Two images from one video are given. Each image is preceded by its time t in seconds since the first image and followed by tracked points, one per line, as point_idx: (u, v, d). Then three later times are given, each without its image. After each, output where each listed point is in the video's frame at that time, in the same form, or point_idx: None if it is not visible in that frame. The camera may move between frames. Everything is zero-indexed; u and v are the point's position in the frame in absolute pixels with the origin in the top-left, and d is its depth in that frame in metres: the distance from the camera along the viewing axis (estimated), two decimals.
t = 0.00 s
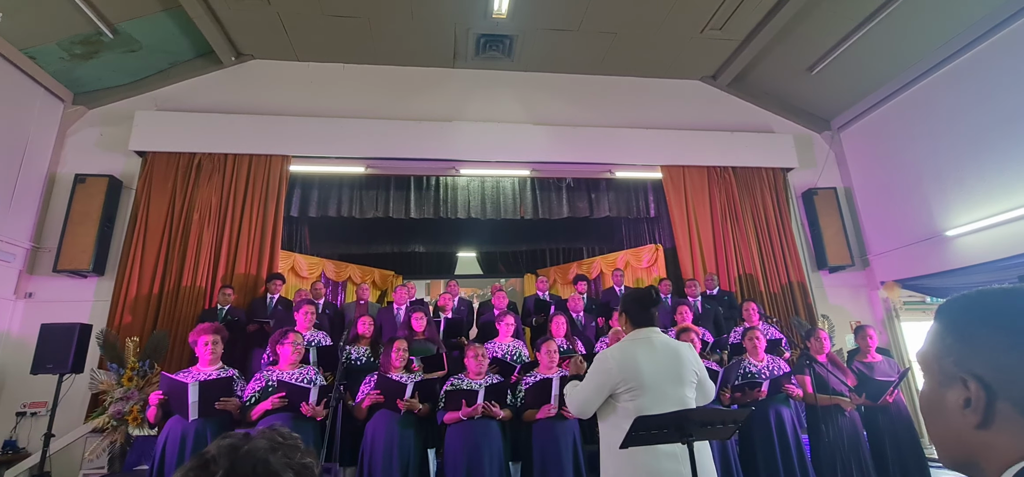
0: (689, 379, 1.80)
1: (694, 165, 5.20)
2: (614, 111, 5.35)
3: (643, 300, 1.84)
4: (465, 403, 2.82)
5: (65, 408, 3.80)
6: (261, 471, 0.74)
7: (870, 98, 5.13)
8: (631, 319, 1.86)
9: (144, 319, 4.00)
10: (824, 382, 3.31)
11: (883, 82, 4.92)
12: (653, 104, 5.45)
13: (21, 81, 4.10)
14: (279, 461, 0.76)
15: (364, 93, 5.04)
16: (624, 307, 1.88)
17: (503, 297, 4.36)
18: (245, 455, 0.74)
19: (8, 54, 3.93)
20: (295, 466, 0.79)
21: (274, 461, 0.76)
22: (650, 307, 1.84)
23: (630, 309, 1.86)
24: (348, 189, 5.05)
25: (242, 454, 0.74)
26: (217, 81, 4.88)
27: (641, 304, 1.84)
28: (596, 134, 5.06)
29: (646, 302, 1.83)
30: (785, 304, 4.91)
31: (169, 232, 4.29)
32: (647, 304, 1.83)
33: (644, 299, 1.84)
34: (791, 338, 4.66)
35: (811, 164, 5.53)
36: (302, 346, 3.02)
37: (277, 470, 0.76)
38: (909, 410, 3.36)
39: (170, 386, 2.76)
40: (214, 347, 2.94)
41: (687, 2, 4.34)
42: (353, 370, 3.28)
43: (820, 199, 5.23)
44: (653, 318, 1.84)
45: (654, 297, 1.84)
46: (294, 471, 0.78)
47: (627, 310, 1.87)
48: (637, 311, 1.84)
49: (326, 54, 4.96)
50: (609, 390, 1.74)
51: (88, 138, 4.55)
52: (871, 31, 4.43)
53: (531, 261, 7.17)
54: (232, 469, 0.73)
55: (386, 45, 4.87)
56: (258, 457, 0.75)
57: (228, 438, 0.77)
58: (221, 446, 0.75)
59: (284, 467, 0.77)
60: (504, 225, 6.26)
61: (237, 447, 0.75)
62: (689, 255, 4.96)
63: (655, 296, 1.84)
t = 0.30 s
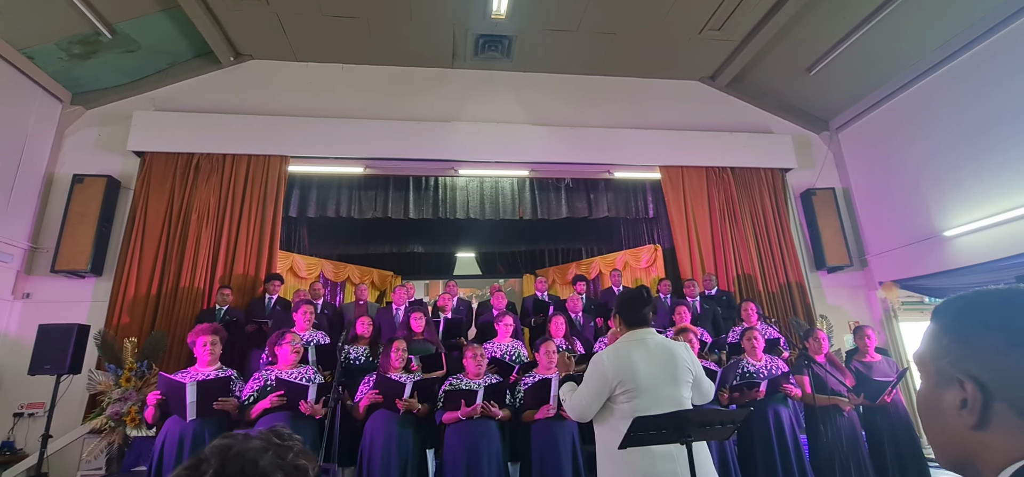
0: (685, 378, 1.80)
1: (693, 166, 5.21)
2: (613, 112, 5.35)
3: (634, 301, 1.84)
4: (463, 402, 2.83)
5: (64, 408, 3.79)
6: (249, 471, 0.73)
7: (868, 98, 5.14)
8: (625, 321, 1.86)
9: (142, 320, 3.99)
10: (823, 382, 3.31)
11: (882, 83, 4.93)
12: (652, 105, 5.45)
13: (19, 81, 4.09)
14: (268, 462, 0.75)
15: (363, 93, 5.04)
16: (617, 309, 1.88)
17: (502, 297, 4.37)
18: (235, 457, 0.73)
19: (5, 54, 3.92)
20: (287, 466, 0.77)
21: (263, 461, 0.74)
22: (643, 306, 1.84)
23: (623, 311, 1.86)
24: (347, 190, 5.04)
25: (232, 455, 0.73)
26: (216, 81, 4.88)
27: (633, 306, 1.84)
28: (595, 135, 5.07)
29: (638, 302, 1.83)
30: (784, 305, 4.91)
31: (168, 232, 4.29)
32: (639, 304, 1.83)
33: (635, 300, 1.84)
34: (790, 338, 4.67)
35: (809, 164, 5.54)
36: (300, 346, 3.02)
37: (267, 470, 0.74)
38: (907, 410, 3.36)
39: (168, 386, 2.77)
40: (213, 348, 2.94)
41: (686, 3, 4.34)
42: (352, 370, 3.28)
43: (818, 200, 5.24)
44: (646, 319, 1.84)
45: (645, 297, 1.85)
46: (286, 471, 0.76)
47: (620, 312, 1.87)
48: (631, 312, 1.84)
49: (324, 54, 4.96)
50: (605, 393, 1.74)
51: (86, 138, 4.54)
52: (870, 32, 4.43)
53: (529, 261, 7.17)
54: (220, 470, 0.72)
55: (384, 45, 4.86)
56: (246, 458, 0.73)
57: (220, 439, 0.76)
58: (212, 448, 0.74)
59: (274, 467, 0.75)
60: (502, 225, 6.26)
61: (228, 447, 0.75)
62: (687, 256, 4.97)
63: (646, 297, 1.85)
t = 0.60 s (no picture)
0: (681, 379, 1.80)
1: (692, 166, 5.21)
2: (612, 112, 5.36)
3: (632, 302, 1.85)
4: (462, 403, 2.83)
5: (62, 409, 3.79)
6: (241, 471, 0.73)
7: (867, 99, 5.15)
8: (621, 322, 1.87)
9: (142, 319, 3.99)
10: (823, 382, 3.32)
11: (880, 83, 4.94)
12: (651, 105, 5.46)
13: (17, 81, 4.09)
14: (261, 461, 0.74)
15: (362, 93, 5.04)
16: (614, 310, 1.89)
17: (501, 297, 4.37)
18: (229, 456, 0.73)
19: (3, 54, 3.91)
20: (280, 465, 0.76)
21: (255, 460, 0.74)
22: (640, 309, 1.85)
23: (619, 312, 1.87)
24: (345, 190, 5.04)
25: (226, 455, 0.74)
26: (215, 81, 4.88)
27: (630, 307, 1.85)
28: (594, 135, 5.07)
29: (635, 304, 1.84)
30: (782, 305, 4.92)
31: (166, 232, 4.28)
32: (637, 306, 1.84)
33: (633, 301, 1.85)
34: (789, 338, 4.67)
35: (808, 164, 5.55)
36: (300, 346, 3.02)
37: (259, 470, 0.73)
38: (906, 410, 3.37)
39: (168, 386, 2.77)
40: (213, 348, 2.93)
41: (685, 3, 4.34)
42: (352, 370, 3.29)
43: (817, 200, 5.25)
44: (643, 321, 1.84)
45: (643, 299, 1.86)
46: (279, 470, 0.76)
47: (618, 312, 1.87)
48: (627, 314, 1.85)
49: (323, 54, 4.96)
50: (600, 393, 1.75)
51: (84, 139, 4.53)
52: (868, 32, 4.44)
53: (528, 261, 7.17)
54: (213, 471, 0.72)
55: (383, 45, 4.86)
56: (239, 457, 0.74)
57: (216, 439, 0.76)
58: (208, 448, 0.75)
59: (266, 466, 0.74)
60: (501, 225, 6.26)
61: (223, 446, 0.75)
62: (687, 256, 4.97)
63: (645, 299, 1.86)
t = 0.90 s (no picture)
0: (677, 378, 1.81)
1: (691, 166, 5.21)
2: (611, 112, 5.36)
3: (631, 302, 1.84)
4: (462, 403, 2.82)
5: (61, 409, 3.78)
6: (232, 470, 0.72)
7: (866, 99, 5.15)
8: (618, 321, 1.87)
9: (140, 319, 3.99)
10: (822, 383, 3.34)
11: (879, 83, 4.95)
12: (650, 105, 5.46)
13: (16, 80, 4.08)
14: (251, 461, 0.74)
15: (361, 93, 5.04)
16: (611, 309, 1.88)
17: (501, 298, 4.35)
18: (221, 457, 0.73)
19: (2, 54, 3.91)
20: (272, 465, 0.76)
21: (246, 460, 0.74)
22: (638, 309, 1.85)
23: (617, 312, 1.86)
24: (345, 190, 5.04)
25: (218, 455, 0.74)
26: (214, 81, 4.87)
27: (627, 306, 1.84)
28: (594, 135, 5.07)
29: (633, 304, 1.83)
30: (781, 305, 4.92)
31: (165, 232, 4.28)
32: (634, 306, 1.84)
33: (631, 301, 1.84)
34: (788, 339, 4.61)
35: (807, 164, 5.55)
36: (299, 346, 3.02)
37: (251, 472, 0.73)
38: (905, 410, 3.38)
39: (167, 384, 2.77)
40: (212, 348, 2.93)
41: (685, 3, 4.34)
42: (352, 370, 3.29)
43: (816, 200, 5.25)
44: (641, 321, 1.84)
45: (640, 298, 1.86)
46: (271, 470, 0.75)
47: (615, 311, 1.87)
48: (625, 314, 1.84)
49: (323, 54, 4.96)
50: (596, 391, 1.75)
51: (83, 138, 4.52)
52: (867, 33, 4.45)
53: (528, 261, 7.18)
54: (205, 470, 0.72)
55: (383, 45, 4.86)
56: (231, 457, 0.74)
57: (212, 439, 0.77)
58: (203, 448, 0.75)
59: (256, 466, 0.74)
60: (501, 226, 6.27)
61: (217, 446, 0.75)
62: (686, 256, 4.97)
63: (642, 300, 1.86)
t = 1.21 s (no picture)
0: (677, 378, 1.81)
1: (691, 166, 5.21)
2: (610, 112, 5.36)
3: (628, 302, 1.84)
4: (461, 403, 2.82)
5: (61, 409, 3.78)
6: (235, 465, 0.72)
7: (865, 99, 5.16)
8: (616, 321, 1.87)
9: (139, 320, 3.99)
10: (821, 382, 3.34)
11: (878, 83, 4.95)
12: (650, 105, 5.46)
13: (15, 81, 4.08)
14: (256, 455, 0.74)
15: (361, 93, 5.04)
16: (610, 310, 1.89)
17: (501, 297, 4.33)
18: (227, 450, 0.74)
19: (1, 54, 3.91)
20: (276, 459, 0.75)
21: (250, 455, 0.73)
22: (636, 309, 1.85)
23: (615, 312, 1.86)
24: (345, 190, 5.04)
25: (225, 449, 0.74)
26: (213, 81, 4.87)
27: (625, 306, 1.84)
28: (593, 135, 5.07)
29: (631, 303, 1.83)
30: (781, 304, 4.92)
31: (164, 232, 4.28)
32: (632, 305, 1.84)
33: (629, 301, 1.85)
34: (787, 338, 4.69)
35: (806, 164, 5.56)
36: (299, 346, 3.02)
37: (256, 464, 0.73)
38: (905, 410, 3.38)
39: (167, 385, 2.76)
40: (212, 348, 2.93)
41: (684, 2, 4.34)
42: (351, 370, 3.30)
43: (815, 200, 5.25)
44: (639, 321, 1.84)
45: (637, 298, 1.87)
46: (274, 465, 0.74)
47: (613, 311, 1.87)
48: (623, 314, 1.84)
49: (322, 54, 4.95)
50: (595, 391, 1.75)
51: (82, 139, 4.52)
52: (866, 33, 4.45)
53: (528, 261, 7.17)
54: (210, 465, 0.72)
55: (382, 45, 4.86)
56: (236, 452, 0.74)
57: (217, 436, 0.77)
58: (207, 444, 0.75)
59: (260, 460, 0.73)
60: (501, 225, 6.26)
61: (221, 442, 0.76)
62: (685, 256, 4.97)
63: (639, 299, 1.86)
